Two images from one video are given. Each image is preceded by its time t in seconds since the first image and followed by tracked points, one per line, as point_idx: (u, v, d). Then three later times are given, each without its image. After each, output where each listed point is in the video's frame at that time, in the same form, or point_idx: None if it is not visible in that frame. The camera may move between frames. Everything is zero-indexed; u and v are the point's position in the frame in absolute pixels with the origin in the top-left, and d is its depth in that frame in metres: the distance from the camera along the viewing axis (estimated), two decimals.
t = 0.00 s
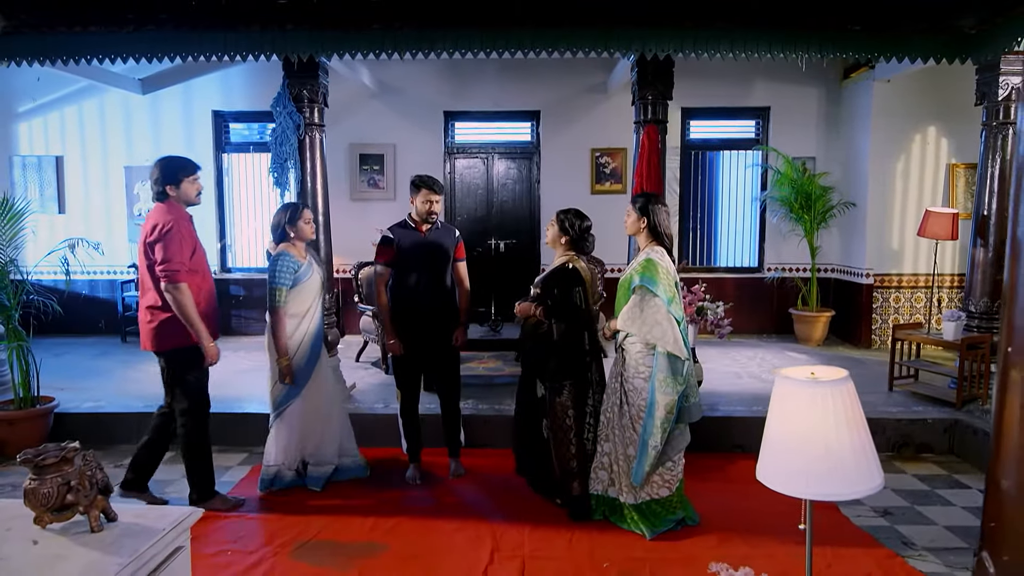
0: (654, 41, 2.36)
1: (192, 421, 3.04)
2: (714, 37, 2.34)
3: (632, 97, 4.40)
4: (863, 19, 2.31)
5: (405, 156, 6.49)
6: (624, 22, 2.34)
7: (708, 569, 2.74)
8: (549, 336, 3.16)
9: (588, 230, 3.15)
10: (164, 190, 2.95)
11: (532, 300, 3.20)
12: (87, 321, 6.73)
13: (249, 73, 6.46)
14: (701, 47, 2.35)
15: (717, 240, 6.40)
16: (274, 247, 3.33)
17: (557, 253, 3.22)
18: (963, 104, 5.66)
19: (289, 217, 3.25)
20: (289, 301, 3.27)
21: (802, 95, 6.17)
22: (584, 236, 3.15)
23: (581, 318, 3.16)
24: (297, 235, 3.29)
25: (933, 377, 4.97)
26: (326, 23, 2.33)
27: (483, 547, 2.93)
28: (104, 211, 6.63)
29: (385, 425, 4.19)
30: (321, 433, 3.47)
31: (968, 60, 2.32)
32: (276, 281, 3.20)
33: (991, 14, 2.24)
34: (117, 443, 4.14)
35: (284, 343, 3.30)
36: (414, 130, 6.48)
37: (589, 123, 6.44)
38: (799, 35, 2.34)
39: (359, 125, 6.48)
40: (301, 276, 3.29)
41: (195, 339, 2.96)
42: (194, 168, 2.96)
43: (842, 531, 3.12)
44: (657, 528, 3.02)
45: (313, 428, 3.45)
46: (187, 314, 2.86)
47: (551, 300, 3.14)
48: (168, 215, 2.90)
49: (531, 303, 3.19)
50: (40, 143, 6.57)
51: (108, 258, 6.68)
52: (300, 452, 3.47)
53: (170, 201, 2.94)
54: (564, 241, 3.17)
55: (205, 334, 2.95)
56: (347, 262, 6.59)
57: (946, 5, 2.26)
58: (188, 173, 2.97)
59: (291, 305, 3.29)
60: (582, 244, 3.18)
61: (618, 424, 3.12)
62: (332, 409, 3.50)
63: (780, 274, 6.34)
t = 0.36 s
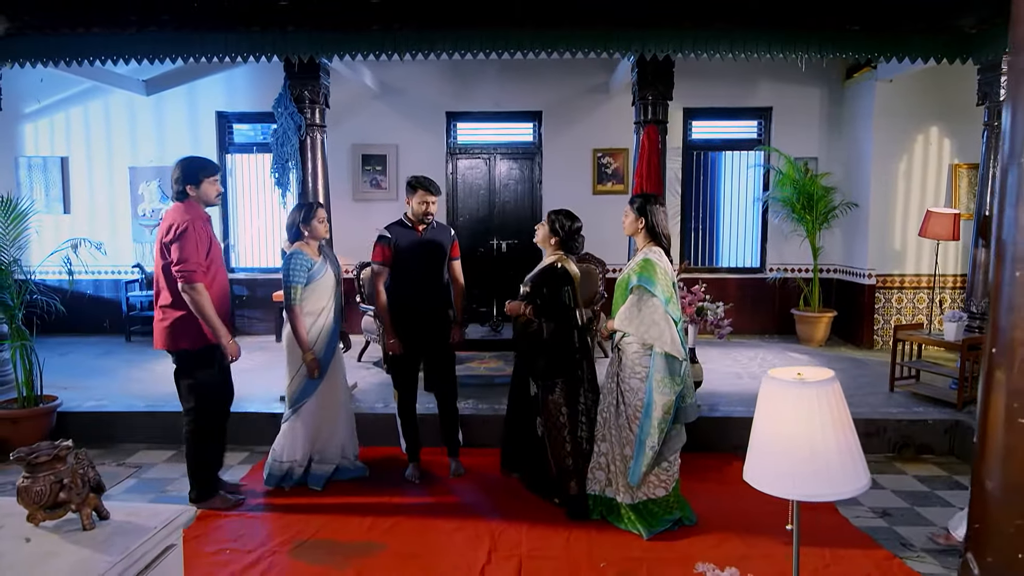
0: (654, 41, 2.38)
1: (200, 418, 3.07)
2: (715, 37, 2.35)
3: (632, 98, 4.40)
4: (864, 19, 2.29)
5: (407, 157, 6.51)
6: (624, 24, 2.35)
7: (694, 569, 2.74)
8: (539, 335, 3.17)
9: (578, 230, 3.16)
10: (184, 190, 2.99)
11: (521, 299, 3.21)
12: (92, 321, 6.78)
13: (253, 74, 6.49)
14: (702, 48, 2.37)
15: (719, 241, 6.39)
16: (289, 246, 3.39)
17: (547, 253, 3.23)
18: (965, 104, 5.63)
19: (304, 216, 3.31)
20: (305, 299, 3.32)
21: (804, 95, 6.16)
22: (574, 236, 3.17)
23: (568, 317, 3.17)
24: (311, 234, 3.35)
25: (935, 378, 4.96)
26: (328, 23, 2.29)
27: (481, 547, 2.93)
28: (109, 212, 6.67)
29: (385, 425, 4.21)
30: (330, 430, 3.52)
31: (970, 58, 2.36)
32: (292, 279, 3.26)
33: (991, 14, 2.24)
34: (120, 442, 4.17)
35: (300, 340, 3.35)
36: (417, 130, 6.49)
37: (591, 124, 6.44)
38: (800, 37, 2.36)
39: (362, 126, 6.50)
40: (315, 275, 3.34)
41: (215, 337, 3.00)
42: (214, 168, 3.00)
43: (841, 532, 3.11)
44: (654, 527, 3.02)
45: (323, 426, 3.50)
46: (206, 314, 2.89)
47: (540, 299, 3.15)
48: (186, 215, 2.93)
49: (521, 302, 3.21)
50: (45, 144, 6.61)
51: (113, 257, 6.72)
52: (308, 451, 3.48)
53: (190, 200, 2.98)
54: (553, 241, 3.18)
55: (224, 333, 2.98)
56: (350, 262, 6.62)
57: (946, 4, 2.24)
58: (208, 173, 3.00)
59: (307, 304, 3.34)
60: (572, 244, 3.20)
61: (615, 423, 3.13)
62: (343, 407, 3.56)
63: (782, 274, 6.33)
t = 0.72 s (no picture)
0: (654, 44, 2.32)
1: (202, 416, 3.10)
2: (715, 36, 2.29)
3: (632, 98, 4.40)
4: (865, 19, 2.24)
5: (409, 157, 6.52)
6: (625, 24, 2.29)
7: (680, 569, 2.74)
8: (528, 332, 3.17)
9: (561, 229, 3.16)
10: (199, 190, 3.03)
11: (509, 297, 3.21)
12: (96, 321, 6.82)
13: (256, 75, 6.51)
14: (704, 48, 2.31)
15: (720, 241, 6.39)
16: (295, 246, 3.42)
17: (532, 253, 3.25)
18: (966, 103, 5.61)
19: (310, 217, 3.31)
20: (313, 299, 3.34)
21: (806, 96, 6.15)
22: (558, 235, 3.16)
23: (556, 314, 3.16)
24: (317, 233, 3.36)
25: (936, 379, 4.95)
26: (327, 21, 2.27)
27: (478, 546, 2.94)
28: (113, 211, 6.71)
29: (385, 424, 4.22)
30: (339, 428, 3.54)
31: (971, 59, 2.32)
32: (300, 279, 3.28)
33: (991, 15, 2.22)
34: (122, 440, 4.20)
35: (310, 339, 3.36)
36: (419, 131, 6.51)
37: (593, 124, 6.45)
38: (801, 36, 2.30)
39: (364, 126, 6.52)
40: (322, 274, 3.36)
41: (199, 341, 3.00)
42: (227, 170, 3.02)
43: (839, 533, 3.11)
44: (651, 527, 3.03)
45: (332, 424, 3.51)
46: (190, 317, 2.90)
47: (528, 297, 3.14)
48: (190, 216, 2.96)
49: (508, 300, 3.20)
50: (50, 145, 6.65)
51: (117, 257, 6.76)
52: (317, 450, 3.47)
53: (202, 201, 3.03)
54: (538, 241, 3.19)
55: (207, 339, 2.98)
56: (352, 262, 6.65)
57: (946, 3, 2.22)
58: (223, 175, 3.03)
59: (314, 303, 3.35)
60: (556, 243, 3.20)
61: (612, 422, 3.13)
62: (350, 405, 3.58)
63: (783, 274, 6.32)
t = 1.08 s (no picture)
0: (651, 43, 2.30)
1: (212, 415, 3.11)
2: (713, 36, 2.27)
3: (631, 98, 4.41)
4: (863, 19, 2.22)
5: (411, 157, 6.54)
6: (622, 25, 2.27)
7: (670, 569, 2.74)
8: (523, 332, 3.18)
9: (550, 228, 3.16)
10: (214, 191, 3.08)
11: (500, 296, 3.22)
12: (98, 320, 6.85)
13: (258, 75, 6.54)
14: (699, 49, 2.31)
15: (720, 241, 6.39)
16: (298, 246, 3.43)
17: (522, 253, 3.25)
18: (967, 103, 5.60)
19: (314, 217, 3.32)
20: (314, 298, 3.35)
21: (807, 96, 6.16)
22: (547, 233, 3.18)
23: (549, 311, 3.17)
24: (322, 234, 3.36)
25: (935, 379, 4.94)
26: (326, 22, 2.27)
27: (476, 545, 2.95)
28: (116, 211, 6.74)
29: (384, 423, 4.23)
30: (347, 427, 3.53)
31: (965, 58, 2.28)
32: (301, 279, 3.29)
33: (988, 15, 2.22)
34: (123, 439, 4.22)
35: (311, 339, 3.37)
36: (420, 131, 6.53)
37: (593, 124, 6.46)
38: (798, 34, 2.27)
39: (366, 127, 6.54)
40: (324, 274, 3.37)
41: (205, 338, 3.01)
42: (241, 170, 3.06)
43: (836, 533, 3.11)
44: (648, 526, 3.04)
45: (340, 423, 3.51)
46: (194, 313, 2.92)
47: (521, 297, 3.15)
48: (200, 215, 3.01)
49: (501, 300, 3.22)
50: (53, 145, 6.69)
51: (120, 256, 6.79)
52: (325, 450, 3.48)
53: (217, 202, 3.07)
54: (528, 241, 3.19)
55: (214, 334, 2.98)
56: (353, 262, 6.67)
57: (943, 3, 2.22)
58: (237, 176, 3.07)
59: (316, 303, 3.37)
60: (546, 241, 3.21)
61: (609, 421, 3.14)
62: (358, 403, 3.57)
63: (784, 274, 6.33)
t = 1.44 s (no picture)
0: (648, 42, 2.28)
1: (222, 416, 3.12)
2: (710, 36, 2.25)
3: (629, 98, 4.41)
4: (860, 19, 2.22)
5: (410, 158, 6.55)
6: (620, 24, 2.26)
7: (656, 569, 2.74)
8: (517, 332, 3.19)
9: (542, 229, 3.16)
10: (223, 193, 3.09)
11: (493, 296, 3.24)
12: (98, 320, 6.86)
13: (259, 76, 6.56)
14: (699, 49, 2.28)
15: (720, 241, 6.39)
16: (299, 246, 3.44)
17: (516, 253, 3.25)
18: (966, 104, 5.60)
19: (313, 217, 3.33)
20: (311, 298, 3.36)
21: (806, 97, 6.16)
22: (539, 233, 3.18)
23: (542, 311, 3.18)
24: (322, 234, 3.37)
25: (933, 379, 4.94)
26: (323, 23, 2.28)
27: (471, 544, 2.96)
28: (116, 211, 6.76)
29: (382, 423, 4.24)
30: (354, 425, 3.51)
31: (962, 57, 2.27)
32: (297, 278, 3.32)
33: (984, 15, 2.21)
34: (122, 438, 4.23)
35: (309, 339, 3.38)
36: (420, 131, 6.54)
37: (593, 124, 6.46)
38: (795, 34, 2.27)
39: (365, 127, 6.55)
40: (321, 274, 3.38)
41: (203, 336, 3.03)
42: (252, 173, 3.07)
43: (833, 533, 3.11)
44: (644, 525, 3.05)
45: (346, 422, 3.50)
46: (194, 312, 2.94)
47: (514, 298, 3.16)
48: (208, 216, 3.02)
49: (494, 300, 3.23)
50: (54, 146, 6.71)
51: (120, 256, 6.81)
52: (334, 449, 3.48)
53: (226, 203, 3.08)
54: (521, 242, 3.20)
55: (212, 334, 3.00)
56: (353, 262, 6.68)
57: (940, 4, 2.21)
58: (246, 179, 3.08)
59: (313, 303, 3.38)
60: (538, 241, 3.21)
61: (603, 420, 3.15)
62: (361, 402, 3.56)
63: (783, 275, 6.33)
